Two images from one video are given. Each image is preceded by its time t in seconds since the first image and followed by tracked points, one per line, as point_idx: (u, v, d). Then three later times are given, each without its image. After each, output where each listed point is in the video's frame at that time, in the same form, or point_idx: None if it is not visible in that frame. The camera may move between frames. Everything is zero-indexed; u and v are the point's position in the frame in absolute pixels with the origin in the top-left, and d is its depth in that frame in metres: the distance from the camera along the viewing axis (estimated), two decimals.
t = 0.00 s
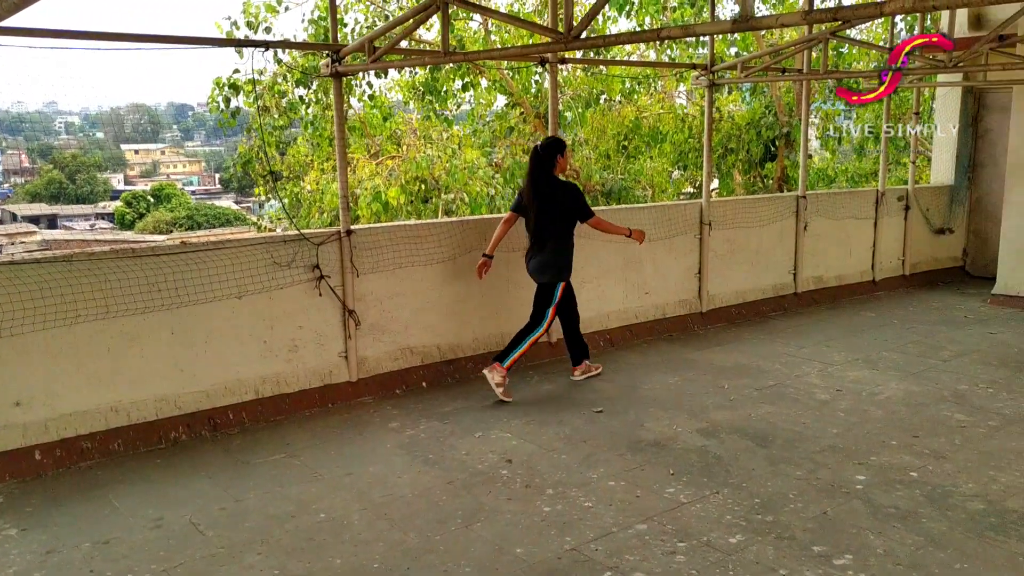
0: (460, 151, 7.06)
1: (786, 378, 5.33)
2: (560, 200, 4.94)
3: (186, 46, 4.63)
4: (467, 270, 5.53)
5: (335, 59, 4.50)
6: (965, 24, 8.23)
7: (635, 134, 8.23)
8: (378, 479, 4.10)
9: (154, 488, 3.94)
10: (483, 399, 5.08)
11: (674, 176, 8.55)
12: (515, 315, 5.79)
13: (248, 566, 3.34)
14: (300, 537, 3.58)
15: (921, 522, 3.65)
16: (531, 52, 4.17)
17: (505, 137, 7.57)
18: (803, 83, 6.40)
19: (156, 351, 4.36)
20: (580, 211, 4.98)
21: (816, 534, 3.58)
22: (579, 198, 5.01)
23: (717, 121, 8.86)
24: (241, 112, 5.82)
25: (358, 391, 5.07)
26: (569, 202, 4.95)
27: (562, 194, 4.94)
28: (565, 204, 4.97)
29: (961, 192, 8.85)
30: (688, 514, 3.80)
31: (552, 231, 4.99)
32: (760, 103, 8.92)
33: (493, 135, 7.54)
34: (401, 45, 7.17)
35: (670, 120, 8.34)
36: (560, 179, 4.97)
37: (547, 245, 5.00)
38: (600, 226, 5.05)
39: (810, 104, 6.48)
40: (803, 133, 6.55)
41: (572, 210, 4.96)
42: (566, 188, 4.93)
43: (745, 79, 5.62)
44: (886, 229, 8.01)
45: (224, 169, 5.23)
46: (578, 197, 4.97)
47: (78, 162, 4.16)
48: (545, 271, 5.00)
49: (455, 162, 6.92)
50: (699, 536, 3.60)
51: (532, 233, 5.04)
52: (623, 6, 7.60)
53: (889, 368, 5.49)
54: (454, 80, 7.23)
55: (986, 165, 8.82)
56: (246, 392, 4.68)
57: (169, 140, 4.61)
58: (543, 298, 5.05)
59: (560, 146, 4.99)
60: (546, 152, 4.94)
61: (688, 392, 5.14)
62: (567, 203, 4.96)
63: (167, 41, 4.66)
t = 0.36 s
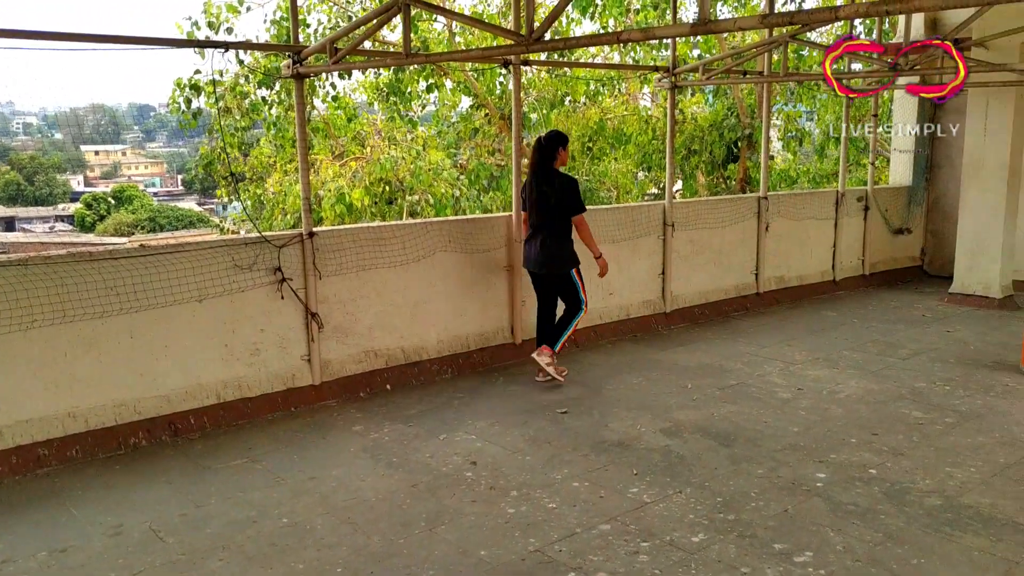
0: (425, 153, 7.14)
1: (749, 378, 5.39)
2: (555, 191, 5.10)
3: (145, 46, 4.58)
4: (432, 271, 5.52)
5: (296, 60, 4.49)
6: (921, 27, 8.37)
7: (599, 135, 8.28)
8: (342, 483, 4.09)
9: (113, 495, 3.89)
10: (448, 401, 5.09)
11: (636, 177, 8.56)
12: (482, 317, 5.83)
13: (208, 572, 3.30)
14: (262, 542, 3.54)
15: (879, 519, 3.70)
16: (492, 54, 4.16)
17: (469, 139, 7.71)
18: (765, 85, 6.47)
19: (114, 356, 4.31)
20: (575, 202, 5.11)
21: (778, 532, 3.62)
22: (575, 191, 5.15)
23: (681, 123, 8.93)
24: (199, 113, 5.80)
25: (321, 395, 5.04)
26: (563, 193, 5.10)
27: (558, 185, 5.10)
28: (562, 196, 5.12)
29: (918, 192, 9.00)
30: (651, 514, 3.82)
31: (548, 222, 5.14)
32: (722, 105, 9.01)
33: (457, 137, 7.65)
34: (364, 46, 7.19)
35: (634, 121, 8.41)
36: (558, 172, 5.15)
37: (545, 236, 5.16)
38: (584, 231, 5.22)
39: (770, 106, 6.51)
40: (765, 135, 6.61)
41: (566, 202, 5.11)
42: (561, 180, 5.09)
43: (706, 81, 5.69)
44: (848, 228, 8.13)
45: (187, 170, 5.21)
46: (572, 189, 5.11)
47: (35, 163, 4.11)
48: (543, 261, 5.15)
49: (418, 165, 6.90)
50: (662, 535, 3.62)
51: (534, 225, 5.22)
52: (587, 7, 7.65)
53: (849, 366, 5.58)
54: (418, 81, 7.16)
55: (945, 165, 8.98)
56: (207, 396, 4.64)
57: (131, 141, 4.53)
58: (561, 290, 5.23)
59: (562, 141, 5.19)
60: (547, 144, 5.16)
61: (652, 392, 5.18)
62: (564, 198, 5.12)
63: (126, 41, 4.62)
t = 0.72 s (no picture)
0: (393, 155, 7.21)
1: (716, 378, 5.44)
2: (551, 195, 5.29)
3: (107, 46, 4.53)
4: (399, 273, 5.51)
5: (261, 61, 4.47)
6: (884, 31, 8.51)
7: (569, 136, 8.24)
8: (308, 486, 4.06)
9: (75, 502, 3.83)
10: (416, 404, 5.08)
11: (605, 178, 8.62)
12: (451, 318, 5.82)
13: None
14: (227, 548, 3.50)
15: (843, 517, 3.74)
16: (459, 56, 4.15)
17: (438, 140, 7.68)
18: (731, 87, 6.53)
19: (77, 361, 4.25)
20: (567, 207, 5.25)
21: (744, 531, 3.65)
22: (571, 197, 5.29)
23: (648, 124, 8.99)
24: (163, 118, 5.72)
25: (288, 398, 5.01)
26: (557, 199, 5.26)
27: (555, 190, 5.27)
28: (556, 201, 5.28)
29: (880, 194, 9.12)
30: (619, 514, 3.83)
31: (545, 224, 5.36)
32: (689, 107, 9.08)
33: (426, 138, 7.63)
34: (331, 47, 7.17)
35: (601, 122, 8.53)
36: (558, 177, 5.31)
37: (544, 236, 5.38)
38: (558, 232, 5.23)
39: (736, 109, 6.59)
40: (731, 138, 6.67)
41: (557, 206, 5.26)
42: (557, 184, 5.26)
43: (673, 83, 5.76)
44: (813, 229, 8.24)
45: (154, 174, 5.11)
46: (566, 194, 5.25)
47: None
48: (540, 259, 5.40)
49: (387, 166, 6.94)
50: (630, 535, 3.63)
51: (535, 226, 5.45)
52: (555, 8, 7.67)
53: (814, 365, 5.66)
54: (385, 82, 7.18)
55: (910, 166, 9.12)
56: (172, 401, 4.59)
57: (96, 142, 4.52)
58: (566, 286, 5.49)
59: (564, 146, 5.32)
60: (549, 149, 5.32)
61: (620, 393, 5.21)
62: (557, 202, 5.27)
63: (88, 41, 4.56)
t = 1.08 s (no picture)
0: (364, 156, 7.16)
1: (687, 378, 5.48)
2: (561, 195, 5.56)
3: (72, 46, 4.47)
4: (371, 276, 5.49)
5: (230, 62, 4.44)
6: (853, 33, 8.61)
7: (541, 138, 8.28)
8: (278, 490, 4.04)
9: (40, 509, 3.78)
10: (388, 406, 5.07)
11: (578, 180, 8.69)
12: (423, 321, 5.82)
13: None
14: (196, 553, 3.47)
15: (812, 515, 3.77)
16: (429, 58, 4.15)
17: (410, 142, 7.75)
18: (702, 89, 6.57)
19: (42, 365, 4.19)
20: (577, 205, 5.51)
21: (715, 531, 3.67)
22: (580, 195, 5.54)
23: (620, 126, 9.03)
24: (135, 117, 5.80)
25: (259, 402, 4.98)
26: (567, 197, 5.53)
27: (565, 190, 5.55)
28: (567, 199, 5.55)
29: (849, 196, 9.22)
30: (591, 515, 3.83)
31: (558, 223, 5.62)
32: (660, 109, 9.13)
33: (397, 140, 7.63)
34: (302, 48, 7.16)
35: (573, 124, 8.67)
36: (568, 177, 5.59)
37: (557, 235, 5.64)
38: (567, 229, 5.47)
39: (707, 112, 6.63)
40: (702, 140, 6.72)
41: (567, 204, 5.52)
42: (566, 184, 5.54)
43: (644, 85, 5.80)
44: (784, 230, 8.32)
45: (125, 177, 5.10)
46: (575, 193, 5.50)
47: None
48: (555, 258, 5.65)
49: (358, 167, 6.94)
50: (601, 536, 3.64)
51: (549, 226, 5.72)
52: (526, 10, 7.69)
53: (784, 365, 5.71)
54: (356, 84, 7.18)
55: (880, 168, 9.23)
56: (140, 405, 4.55)
57: (63, 144, 4.43)
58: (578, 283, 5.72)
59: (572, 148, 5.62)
60: (559, 152, 5.63)
61: (592, 394, 5.22)
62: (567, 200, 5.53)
63: (53, 40, 4.50)
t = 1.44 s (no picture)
0: (343, 157, 7.15)
1: (666, 378, 5.50)
2: (572, 189, 5.60)
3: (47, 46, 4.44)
4: (350, 277, 5.47)
5: (207, 63, 4.42)
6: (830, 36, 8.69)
7: (521, 140, 8.30)
8: (257, 493, 4.02)
9: (15, 514, 3.74)
10: (369, 409, 5.06)
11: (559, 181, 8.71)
12: (403, 322, 5.81)
13: None
14: (173, 557, 3.44)
15: (791, 514, 3.80)
16: (408, 59, 4.14)
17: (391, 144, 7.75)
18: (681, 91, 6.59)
19: (18, 368, 4.15)
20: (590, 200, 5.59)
21: (694, 530, 3.68)
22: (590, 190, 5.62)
23: (600, 128, 9.06)
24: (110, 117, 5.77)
25: (237, 404, 4.96)
26: (580, 191, 5.57)
27: (575, 184, 5.60)
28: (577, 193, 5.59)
29: (828, 197, 9.30)
30: (571, 515, 3.84)
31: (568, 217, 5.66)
32: (640, 110, 9.16)
33: (377, 142, 7.62)
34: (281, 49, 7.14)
35: (554, 126, 8.63)
36: (575, 171, 5.63)
37: (567, 229, 5.68)
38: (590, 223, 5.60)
39: (684, 111, 6.62)
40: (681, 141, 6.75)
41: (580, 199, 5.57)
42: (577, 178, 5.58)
43: (624, 87, 5.81)
44: (764, 231, 8.38)
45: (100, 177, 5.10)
46: (587, 187, 5.57)
47: None
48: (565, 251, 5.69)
49: (338, 168, 6.95)
50: (581, 536, 3.65)
51: (555, 220, 5.74)
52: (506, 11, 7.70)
53: (763, 365, 5.75)
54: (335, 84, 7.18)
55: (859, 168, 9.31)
56: (117, 408, 4.51)
57: (40, 144, 4.41)
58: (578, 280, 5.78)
59: (578, 142, 5.67)
60: (566, 146, 5.66)
61: (573, 396, 5.23)
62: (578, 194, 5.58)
63: (26, 41, 4.47)
